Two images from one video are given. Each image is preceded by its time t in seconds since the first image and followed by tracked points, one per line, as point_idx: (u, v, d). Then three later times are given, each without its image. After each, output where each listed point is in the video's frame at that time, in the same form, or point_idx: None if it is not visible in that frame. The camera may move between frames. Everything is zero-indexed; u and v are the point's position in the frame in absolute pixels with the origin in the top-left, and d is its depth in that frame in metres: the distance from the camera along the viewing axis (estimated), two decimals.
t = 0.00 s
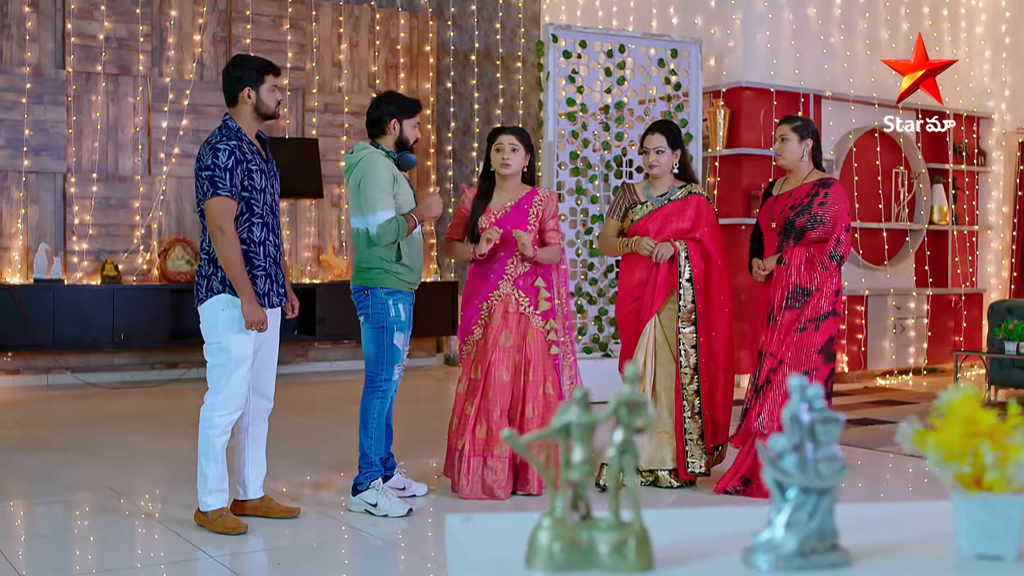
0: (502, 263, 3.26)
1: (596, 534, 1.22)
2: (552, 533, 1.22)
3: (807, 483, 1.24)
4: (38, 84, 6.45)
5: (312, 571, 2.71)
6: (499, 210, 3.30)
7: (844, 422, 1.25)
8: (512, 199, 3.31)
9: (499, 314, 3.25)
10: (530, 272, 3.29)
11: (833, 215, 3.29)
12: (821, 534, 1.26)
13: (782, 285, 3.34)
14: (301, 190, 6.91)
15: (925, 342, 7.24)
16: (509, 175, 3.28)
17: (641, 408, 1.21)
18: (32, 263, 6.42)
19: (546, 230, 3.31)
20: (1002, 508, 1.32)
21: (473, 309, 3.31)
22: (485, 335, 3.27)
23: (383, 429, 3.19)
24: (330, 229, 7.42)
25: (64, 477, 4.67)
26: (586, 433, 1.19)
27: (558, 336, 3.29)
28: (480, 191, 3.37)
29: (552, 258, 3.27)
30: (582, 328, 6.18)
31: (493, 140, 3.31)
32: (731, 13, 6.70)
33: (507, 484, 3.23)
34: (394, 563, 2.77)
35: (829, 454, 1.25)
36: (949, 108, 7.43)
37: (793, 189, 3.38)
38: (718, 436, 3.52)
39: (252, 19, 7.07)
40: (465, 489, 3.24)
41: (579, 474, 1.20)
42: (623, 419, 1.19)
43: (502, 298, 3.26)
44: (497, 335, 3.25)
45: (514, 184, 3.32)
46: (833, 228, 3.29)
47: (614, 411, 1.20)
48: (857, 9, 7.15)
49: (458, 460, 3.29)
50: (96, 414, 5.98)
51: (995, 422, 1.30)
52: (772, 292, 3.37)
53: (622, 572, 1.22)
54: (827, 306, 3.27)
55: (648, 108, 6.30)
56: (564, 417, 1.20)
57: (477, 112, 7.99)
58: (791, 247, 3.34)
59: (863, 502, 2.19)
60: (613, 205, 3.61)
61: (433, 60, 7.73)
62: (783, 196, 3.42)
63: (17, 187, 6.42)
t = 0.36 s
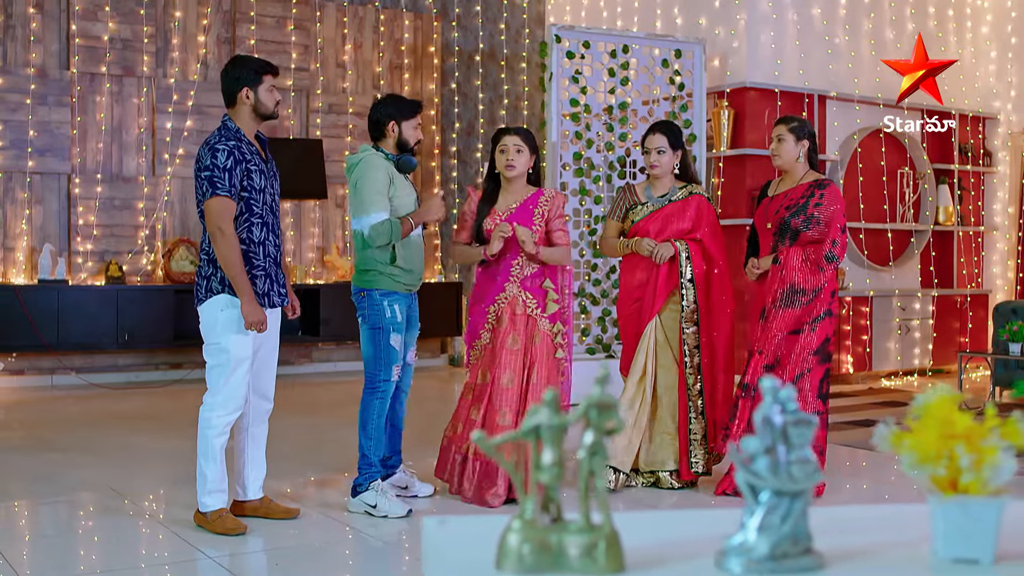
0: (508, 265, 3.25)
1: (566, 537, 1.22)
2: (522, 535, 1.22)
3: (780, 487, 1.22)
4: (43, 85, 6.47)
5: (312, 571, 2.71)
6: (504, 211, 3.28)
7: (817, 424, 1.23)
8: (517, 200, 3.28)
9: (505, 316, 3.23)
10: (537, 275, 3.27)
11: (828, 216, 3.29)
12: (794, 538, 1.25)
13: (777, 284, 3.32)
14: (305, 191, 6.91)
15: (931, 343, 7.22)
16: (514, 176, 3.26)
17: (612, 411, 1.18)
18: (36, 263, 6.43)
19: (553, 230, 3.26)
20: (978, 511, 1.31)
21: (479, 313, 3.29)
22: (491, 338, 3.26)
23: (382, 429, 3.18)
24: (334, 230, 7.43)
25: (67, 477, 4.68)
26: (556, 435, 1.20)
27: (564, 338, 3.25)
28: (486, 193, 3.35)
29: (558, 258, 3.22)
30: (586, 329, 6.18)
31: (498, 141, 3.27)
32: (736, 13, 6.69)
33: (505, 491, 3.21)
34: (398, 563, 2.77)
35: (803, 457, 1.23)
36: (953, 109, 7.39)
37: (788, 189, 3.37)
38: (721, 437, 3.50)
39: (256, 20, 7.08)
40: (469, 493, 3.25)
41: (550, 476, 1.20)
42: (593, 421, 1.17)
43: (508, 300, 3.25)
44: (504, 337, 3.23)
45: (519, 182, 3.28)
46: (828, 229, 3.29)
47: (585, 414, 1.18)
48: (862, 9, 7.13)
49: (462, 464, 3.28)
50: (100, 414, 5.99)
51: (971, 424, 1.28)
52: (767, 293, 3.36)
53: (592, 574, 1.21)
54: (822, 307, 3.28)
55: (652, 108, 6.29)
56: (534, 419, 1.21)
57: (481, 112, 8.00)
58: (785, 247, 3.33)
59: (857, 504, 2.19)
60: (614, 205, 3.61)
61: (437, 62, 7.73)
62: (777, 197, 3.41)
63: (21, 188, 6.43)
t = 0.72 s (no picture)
0: (507, 265, 3.08)
1: (534, 538, 1.23)
2: (490, 537, 1.23)
3: (751, 489, 1.22)
4: (48, 85, 6.47)
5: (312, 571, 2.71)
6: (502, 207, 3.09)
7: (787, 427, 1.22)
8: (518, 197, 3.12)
9: (504, 317, 3.05)
10: (541, 275, 3.10)
11: (826, 218, 3.29)
12: (765, 541, 1.24)
13: (775, 277, 3.29)
14: (310, 192, 6.91)
15: (935, 343, 7.20)
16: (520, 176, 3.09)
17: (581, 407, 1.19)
18: (40, 264, 6.45)
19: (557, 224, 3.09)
20: (952, 514, 1.29)
21: (478, 314, 3.11)
22: (489, 338, 3.07)
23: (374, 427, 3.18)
24: (339, 230, 7.44)
25: (70, 477, 4.68)
26: (525, 435, 1.17)
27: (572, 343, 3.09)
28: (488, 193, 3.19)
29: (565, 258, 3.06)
30: (590, 329, 6.17)
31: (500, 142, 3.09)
32: (740, 13, 6.68)
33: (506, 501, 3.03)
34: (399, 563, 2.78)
35: (773, 459, 1.23)
36: (960, 109, 7.38)
37: (784, 191, 3.37)
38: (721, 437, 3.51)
39: (260, 20, 7.09)
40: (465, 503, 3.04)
41: (517, 477, 1.17)
42: (560, 422, 1.17)
43: (508, 299, 3.07)
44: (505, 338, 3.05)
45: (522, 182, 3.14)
46: (826, 231, 3.29)
47: (553, 414, 1.18)
48: (867, 8, 7.12)
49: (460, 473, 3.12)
50: (104, 415, 6.00)
51: (946, 427, 1.26)
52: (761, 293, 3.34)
53: None
54: (816, 307, 3.28)
55: (656, 108, 6.27)
56: (501, 420, 1.18)
57: (486, 112, 7.98)
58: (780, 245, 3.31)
59: (850, 505, 2.18)
60: (613, 205, 3.60)
61: (441, 62, 7.73)
62: (774, 200, 3.40)
63: (26, 189, 6.44)
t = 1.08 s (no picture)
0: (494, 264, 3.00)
1: (500, 540, 1.17)
2: (456, 539, 1.17)
3: (719, 490, 1.17)
4: (53, 86, 6.49)
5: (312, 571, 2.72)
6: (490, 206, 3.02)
7: (757, 427, 1.16)
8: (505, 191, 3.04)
9: (493, 320, 2.97)
10: (529, 276, 3.00)
11: (836, 216, 3.28)
12: (733, 543, 1.18)
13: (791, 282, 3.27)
14: (315, 192, 6.91)
15: (942, 344, 7.17)
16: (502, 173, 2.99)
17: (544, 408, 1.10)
18: (46, 264, 6.46)
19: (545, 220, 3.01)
20: (923, 516, 1.27)
21: (466, 316, 3.03)
22: (477, 343, 2.99)
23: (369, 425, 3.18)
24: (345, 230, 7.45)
25: (74, 477, 4.69)
26: (491, 436, 1.11)
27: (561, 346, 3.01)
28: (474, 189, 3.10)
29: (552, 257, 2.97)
30: (594, 329, 6.16)
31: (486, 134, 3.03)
32: (745, 13, 6.66)
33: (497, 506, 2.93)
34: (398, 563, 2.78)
35: (742, 461, 1.18)
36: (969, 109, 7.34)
37: (786, 191, 3.33)
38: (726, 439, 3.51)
39: (266, 20, 7.09)
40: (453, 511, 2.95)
41: (484, 480, 1.11)
42: (527, 423, 1.08)
43: (496, 302, 2.99)
44: (491, 341, 2.97)
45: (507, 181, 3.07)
46: (838, 229, 3.28)
47: (519, 414, 1.09)
48: (873, 8, 7.10)
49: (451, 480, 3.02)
50: (110, 414, 6.01)
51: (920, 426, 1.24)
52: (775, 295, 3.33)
53: None
54: (826, 305, 3.28)
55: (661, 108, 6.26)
56: (467, 420, 1.13)
57: (492, 112, 8.00)
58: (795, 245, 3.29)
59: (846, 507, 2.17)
60: (615, 205, 3.59)
61: (447, 62, 7.72)
62: (777, 200, 3.35)
63: (32, 189, 6.46)
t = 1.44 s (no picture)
0: (469, 265, 2.76)
1: (463, 543, 1.02)
2: (417, 543, 1.02)
3: (685, 493, 1.05)
4: (58, 86, 6.50)
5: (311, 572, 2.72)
6: (465, 203, 2.76)
7: (726, 427, 1.06)
8: (483, 188, 2.77)
9: (466, 325, 2.74)
10: (508, 277, 2.75)
11: (830, 215, 3.30)
12: (700, 546, 1.06)
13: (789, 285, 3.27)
14: (320, 193, 6.92)
15: (948, 344, 7.14)
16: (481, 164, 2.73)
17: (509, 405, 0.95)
18: (51, 264, 6.48)
19: (528, 220, 2.75)
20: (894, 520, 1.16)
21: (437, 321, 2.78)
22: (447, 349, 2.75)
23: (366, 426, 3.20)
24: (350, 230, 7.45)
25: (76, 477, 4.69)
26: (455, 439, 0.95)
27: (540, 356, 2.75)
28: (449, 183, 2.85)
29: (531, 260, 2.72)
30: (598, 329, 6.16)
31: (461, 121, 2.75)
32: (750, 13, 6.64)
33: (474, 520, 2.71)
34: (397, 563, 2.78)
35: (709, 462, 1.06)
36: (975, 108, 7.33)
37: (781, 189, 3.35)
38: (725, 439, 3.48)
39: (271, 21, 7.09)
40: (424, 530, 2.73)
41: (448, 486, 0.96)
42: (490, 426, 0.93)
43: (470, 306, 2.74)
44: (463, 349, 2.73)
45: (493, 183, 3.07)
46: (832, 228, 3.30)
47: (481, 417, 0.94)
48: (879, 7, 7.07)
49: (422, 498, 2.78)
50: (114, 414, 6.01)
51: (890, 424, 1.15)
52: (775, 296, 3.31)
53: None
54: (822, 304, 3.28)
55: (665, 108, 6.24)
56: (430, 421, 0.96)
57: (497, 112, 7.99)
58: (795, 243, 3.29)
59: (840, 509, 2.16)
60: (614, 206, 3.60)
61: (452, 61, 7.71)
62: (770, 199, 3.36)
63: (37, 189, 6.47)
